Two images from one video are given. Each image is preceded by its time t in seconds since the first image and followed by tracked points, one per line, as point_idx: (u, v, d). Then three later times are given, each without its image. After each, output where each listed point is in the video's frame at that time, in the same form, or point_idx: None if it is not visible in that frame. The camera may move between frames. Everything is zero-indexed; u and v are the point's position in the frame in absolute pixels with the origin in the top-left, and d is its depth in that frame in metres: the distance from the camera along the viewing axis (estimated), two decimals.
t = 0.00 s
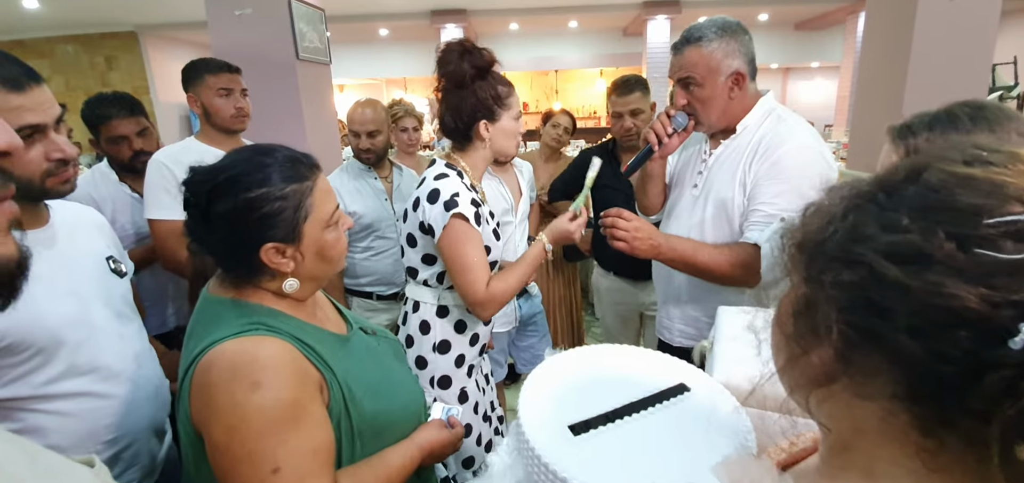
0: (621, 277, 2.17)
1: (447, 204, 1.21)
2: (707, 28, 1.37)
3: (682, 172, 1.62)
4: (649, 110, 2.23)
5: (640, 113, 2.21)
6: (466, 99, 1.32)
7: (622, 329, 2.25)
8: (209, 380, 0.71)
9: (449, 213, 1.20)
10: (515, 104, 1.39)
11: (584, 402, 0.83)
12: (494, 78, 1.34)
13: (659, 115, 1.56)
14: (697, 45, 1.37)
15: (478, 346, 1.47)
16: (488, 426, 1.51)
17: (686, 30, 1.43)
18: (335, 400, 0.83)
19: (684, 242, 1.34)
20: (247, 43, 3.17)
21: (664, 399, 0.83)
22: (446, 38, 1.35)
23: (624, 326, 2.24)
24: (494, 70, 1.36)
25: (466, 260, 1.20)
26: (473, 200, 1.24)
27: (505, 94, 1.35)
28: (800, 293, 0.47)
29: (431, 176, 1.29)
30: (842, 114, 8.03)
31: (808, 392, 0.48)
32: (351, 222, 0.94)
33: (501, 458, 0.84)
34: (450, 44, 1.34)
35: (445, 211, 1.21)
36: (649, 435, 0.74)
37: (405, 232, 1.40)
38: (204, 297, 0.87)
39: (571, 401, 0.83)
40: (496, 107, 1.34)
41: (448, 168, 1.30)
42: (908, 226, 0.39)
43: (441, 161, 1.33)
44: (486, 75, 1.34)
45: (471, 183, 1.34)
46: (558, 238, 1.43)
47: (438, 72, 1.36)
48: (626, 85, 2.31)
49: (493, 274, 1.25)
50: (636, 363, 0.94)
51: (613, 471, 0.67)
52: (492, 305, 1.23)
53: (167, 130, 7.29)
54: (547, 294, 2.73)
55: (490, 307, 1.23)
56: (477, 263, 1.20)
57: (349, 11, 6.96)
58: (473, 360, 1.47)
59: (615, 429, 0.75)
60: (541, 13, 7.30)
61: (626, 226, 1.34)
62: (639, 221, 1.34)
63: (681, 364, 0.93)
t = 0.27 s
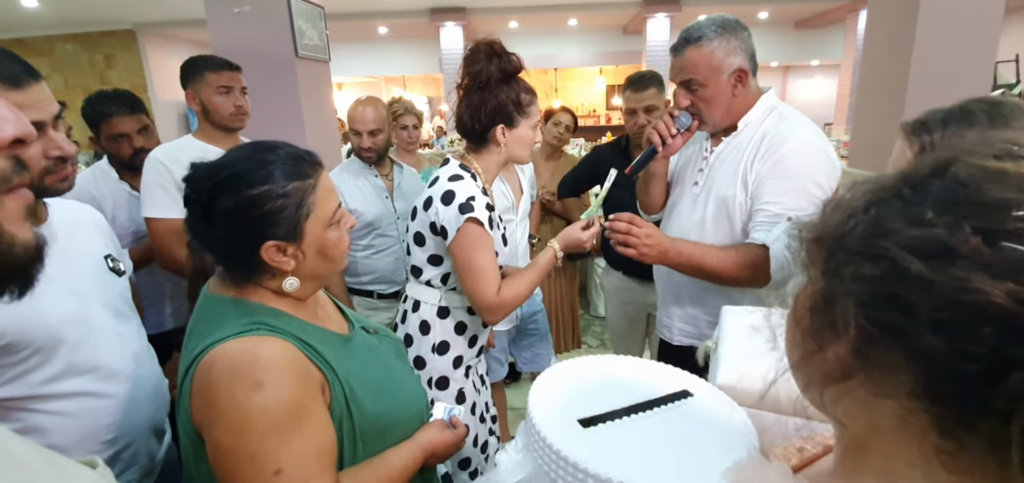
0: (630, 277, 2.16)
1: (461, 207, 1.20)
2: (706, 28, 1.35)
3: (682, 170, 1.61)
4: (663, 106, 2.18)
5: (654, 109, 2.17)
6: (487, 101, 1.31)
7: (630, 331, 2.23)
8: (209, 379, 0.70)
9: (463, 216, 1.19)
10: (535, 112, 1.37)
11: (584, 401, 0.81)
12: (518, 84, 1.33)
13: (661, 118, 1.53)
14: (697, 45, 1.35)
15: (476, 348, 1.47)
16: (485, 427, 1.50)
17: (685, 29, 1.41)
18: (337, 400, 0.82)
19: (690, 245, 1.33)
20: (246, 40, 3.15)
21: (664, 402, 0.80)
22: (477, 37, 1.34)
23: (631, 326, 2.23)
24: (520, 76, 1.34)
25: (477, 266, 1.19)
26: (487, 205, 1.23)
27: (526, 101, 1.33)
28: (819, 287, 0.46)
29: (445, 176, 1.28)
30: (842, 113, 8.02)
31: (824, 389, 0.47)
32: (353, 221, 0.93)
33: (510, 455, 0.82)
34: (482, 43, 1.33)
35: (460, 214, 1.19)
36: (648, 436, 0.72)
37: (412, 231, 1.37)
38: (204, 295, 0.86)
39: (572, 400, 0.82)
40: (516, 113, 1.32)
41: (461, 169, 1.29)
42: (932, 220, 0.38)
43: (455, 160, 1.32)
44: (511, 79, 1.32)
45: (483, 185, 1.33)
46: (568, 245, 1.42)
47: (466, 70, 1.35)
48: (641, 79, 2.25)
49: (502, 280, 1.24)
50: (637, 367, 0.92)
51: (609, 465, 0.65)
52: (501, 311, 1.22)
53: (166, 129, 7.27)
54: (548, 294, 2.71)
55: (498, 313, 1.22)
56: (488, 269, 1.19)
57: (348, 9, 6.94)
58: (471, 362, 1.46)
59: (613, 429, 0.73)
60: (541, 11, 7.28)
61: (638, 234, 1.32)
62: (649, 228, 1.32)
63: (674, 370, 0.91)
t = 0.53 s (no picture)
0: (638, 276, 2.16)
1: (468, 207, 1.19)
2: (708, 25, 1.34)
3: (684, 167, 1.60)
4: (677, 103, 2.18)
5: (667, 107, 2.18)
6: (485, 96, 1.29)
7: (635, 331, 2.23)
8: (210, 381, 0.69)
9: (471, 215, 1.18)
10: (536, 108, 1.36)
11: (589, 401, 0.80)
12: (519, 79, 1.31)
13: (670, 118, 1.49)
14: (701, 43, 1.34)
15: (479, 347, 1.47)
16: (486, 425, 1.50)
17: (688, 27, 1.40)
18: (339, 400, 0.81)
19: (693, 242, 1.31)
20: (241, 37, 3.12)
21: (671, 403, 0.79)
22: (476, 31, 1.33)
23: (637, 324, 2.22)
24: (520, 70, 1.33)
25: (483, 264, 1.18)
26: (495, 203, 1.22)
27: (526, 97, 1.32)
28: (836, 284, 0.43)
29: (450, 175, 1.26)
30: (838, 112, 8.05)
31: (842, 386, 0.45)
32: (352, 218, 0.92)
33: (517, 455, 0.81)
34: (480, 37, 1.31)
35: (467, 213, 1.18)
36: (656, 438, 0.71)
37: (415, 230, 1.36)
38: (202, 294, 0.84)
39: (578, 399, 0.80)
40: (515, 109, 1.31)
41: (466, 167, 1.27)
42: (956, 214, 0.37)
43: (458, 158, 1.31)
44: (511, 74, 1.31)
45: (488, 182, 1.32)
46: (576, 245, 1.40)
47: (465, 64, 1.33)
48: (654, 76, 2.25)
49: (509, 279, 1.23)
50: (642, 366, 0.91)
51: (618, 467, 0.63)
52: (508, 310, 1.20)
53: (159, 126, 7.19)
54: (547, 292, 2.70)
55: (505, 312, 1.20)
56: (494, 268, 1.18)
57: (344, 5, 6.88)
58: (474, 360, 1.45)
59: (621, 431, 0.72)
60: (538, 8, 7.25)
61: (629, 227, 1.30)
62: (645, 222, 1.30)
63: (678, 370, 0.90)
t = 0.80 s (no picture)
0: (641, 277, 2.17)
1: (465, 206, 1.18)
2: (719, 17, 1.35)
3: (683, 166, 1.61)
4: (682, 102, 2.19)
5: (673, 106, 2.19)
6: (474, 93, 1.30)
7: (635, 331, 2.24)
8: (208, 382, 0.68)
9: (468, 215, 1.17)
10: (526, 103, 1.35)
11: (592, 397, 0.80)
12: (507, 74, 1.31)
13: (672, 113, 1.42)
14: (711, 31, 1.34)
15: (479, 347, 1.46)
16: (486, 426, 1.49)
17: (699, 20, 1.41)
18: (339, 401, 0.80)
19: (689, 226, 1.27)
20: (237, 36, 3.10)
21: (673, 398, 0.79)
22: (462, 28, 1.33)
23: (637, 324, 2.23)
24: (508, 66, 1.33)
25: (483, 264, 1.17)
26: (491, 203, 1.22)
27: (515, 91, 1.32)
28: (839, 288, 0.44)
29: (444, 176, 1.26)
30: (831, 114, 8.11)
31: (845, 389, 0.45)
32: (350, 218, 0.91)
33: (517, 449, 0.82)
34: (467, 34, 1.31)
35: (464, 213, 1.18)
36: (659, 433, 0.71)
37: (413, 231, 1.36)
38: (201, 295, 0.84)
39: (579, 393, 0.80)
40: (504, 104, 1.30)
41: (460, 167, 1.27)
42: (955, 218, 0.37)
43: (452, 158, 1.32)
44: (499, 70, 1.30)
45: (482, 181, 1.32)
46: (576, 243, 1.40)
47: (452, 62, 1.34)
48: (661, 76, 2.27)
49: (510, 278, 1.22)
50: (644, 361, 0.91)
51: (623, 464, 0.63)
52: (508, 309, 1.20)
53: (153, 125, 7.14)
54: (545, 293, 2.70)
55: (506, 311, 1.20)
56: (493, 268, 1.17)
57: (339, 4, 6.86)
58: (475, 360, 1.45)
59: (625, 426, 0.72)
60: (534, 9, 7.25)
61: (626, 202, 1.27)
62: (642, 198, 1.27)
63: (679, 364, 0.90)
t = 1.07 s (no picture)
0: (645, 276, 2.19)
1: (458, 206, 1.19)
2: (734, 15, 1.37)
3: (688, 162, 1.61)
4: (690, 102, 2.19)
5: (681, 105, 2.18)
6: (464, 90, 1.32)
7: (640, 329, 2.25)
8: (212, 381, 0.69)
9: (462, 215, 1.18)
10: (515, 99, 1.36)
11: (584, 372, 0.80)
12: (496, 72, 1.33)
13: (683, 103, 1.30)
14: (727, 26, 1.35)
15: (483, 345, 1.47)
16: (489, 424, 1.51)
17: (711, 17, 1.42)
18: (340, 400, 0.81)
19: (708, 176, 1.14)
20: (239, 37, 3.12)
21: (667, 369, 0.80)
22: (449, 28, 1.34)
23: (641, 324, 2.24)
24: (496, 63, 1.34)
25: (470, 265, 1.19)
26: (485, 202, 1.24)
27: (504, 88, 1.33)
28: (819, 299, 0.42)
29: (440, 176, 1.27)
30: (832, 115, 8.12)
31: (829, 402, 0.44)
32: (351, 219, 0.92)
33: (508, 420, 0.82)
34: (455, 33, 1.32)
35: (456, 213, 1.19)
36: (652, 405, 0.71)
37: (413, 232, 1.37)
38: (204, 295, 0.85)
39: (572, 373, 0.80)
40: (494, 100, 1.31)
41: (456, 167, 1.28)
42: (927, 227, 0.35)
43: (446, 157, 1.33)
44: (487, 67, 1.32)
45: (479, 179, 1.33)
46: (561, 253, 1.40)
47: (441, 61, 1.35)
48: (671, 76, 2.28)
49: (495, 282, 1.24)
50: (636, 335, 0.93)
51: (615, 434, 0.64)
52: (491, 313, 1.21)
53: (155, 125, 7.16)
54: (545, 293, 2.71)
55: (488, 315, 1.21)
56: (480, 270, 1.19)
57: (340, 5, 6.88)
58: (478, 359, 1.46)
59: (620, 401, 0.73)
60: (536, 10, 7.26)
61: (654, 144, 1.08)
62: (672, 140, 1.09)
63: (676, 342, 0.89)
